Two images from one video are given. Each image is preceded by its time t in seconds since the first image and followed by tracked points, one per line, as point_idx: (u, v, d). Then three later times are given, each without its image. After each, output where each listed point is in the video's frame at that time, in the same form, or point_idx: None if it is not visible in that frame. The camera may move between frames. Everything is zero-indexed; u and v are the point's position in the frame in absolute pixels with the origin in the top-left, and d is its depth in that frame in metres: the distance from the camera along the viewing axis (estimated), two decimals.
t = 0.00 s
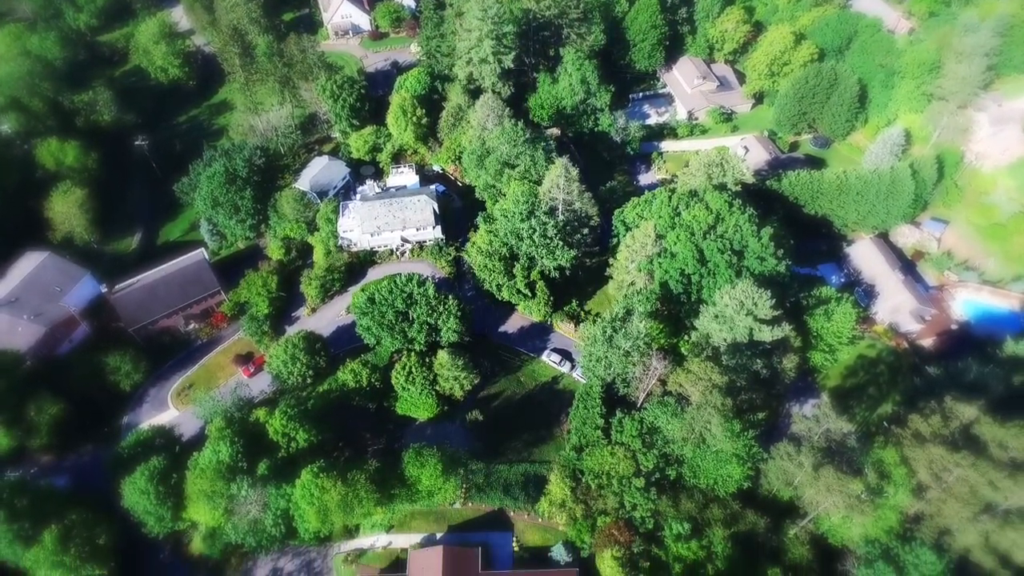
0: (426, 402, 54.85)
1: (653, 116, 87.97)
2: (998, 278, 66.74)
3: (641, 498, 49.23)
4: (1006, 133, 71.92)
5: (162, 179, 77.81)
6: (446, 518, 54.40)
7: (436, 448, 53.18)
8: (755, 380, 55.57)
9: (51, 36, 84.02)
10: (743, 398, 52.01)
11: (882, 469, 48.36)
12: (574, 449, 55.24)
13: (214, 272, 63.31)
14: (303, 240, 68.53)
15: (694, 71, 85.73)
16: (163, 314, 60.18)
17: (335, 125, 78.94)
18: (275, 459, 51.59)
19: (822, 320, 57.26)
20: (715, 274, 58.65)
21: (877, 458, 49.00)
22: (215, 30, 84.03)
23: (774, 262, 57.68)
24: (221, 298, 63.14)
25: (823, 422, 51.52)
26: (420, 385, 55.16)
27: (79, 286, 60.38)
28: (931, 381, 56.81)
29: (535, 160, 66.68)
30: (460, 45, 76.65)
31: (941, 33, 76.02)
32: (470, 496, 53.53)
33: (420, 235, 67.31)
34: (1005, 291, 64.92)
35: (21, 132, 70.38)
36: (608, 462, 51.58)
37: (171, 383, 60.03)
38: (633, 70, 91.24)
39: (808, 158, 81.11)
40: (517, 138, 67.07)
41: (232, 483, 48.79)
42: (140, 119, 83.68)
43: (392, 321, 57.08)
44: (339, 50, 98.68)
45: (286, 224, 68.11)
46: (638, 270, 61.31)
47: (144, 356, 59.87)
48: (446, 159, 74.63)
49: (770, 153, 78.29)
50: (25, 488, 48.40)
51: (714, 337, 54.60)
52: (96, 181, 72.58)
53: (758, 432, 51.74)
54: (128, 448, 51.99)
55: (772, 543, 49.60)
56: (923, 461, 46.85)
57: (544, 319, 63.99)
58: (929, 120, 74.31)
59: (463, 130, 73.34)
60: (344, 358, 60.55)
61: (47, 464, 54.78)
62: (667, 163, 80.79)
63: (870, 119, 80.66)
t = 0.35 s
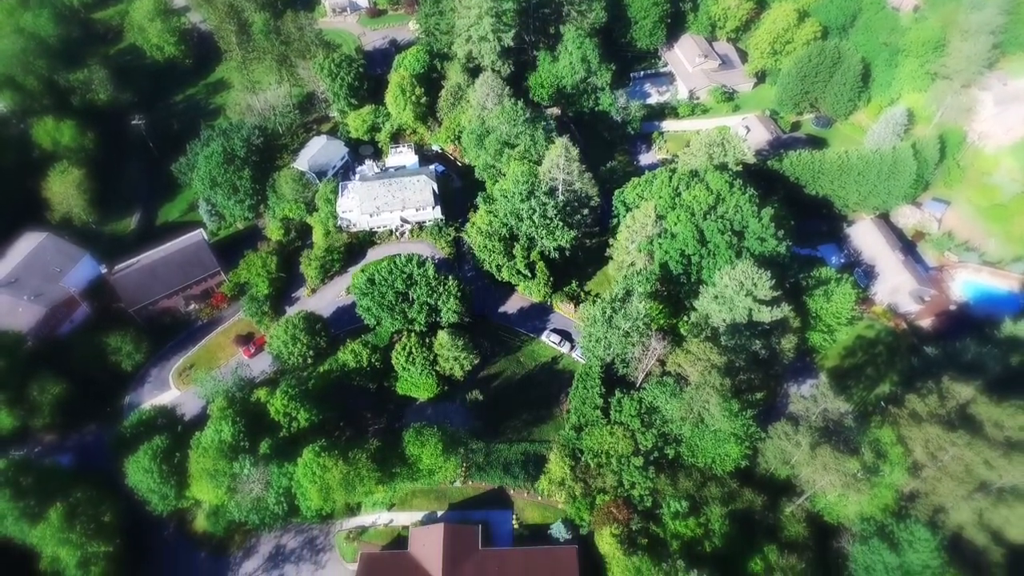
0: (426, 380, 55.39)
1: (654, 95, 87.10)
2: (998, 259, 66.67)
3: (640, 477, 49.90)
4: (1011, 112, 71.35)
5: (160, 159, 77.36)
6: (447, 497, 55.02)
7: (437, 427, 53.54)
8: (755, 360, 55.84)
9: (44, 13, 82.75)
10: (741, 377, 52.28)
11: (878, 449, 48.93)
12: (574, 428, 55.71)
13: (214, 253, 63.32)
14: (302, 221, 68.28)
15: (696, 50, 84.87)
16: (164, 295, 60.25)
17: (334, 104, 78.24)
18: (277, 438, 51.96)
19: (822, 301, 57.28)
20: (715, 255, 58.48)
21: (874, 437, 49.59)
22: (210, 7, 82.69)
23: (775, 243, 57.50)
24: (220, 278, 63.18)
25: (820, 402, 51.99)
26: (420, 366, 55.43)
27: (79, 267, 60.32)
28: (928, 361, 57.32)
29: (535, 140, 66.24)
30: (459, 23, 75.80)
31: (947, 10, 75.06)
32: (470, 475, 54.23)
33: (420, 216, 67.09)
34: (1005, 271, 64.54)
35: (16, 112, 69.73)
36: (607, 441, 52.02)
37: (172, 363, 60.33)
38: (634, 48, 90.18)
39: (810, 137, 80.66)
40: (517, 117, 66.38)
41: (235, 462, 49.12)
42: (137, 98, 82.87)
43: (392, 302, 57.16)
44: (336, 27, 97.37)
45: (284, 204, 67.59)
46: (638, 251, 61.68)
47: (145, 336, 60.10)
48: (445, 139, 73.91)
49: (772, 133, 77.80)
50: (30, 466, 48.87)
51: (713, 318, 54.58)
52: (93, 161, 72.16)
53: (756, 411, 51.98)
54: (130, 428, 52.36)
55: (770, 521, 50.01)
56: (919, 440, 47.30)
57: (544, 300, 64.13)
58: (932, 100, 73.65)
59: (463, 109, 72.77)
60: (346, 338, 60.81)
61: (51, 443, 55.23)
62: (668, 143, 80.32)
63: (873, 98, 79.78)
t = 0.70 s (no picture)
0: (425, 363, 55.39)
1: (655, 76, 86.37)
2: (998, 242, 66.51)
3: (639, 458, 50.43)
4: (1015, 93, 70.71)
5: (158, 141, 76.89)
6: (448, 478, 55.50)
7: (437, 409, 53.81)
8: (754, 343, 55.99)
9: None
10: (740, 360, 52.53)
11: (876, 430, 49.40)
12: (573, 410, 55.99)
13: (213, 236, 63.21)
14: (301, 203, 68.01)
15: (698, 30, 83.89)
16: (165, 277, 60.26)
17: (333, 86, 77.61)
18: (278, 420, 52.18)
19: (822, 284, 57.30)
20: (715, 237, 58.35)
21: (871, 419, 50.06)
22: None
23: (775, 226, 57.38)
24: (220, 261, 63.15)
25: (819, 384, 52.04)
26: (421, 348, 55.62)
27: (79, 250, 60.23)
28: (927, 344, 57.69)
29: (535, 122, 65.86)
30: (459, 3, 75.05)
31: None
32: (470, 456, 54.69)
33: (420, 198, 66.88)
34: (1005, 254, 63.74)
35: (11, 93, 69.10)
36: (606, 423, 52.30)
37: (173, 346, 60.47)
38: (636, 28, 89.22)
39: (813, 120, 80.01)
40: (517, 99, 65.67)
41: (237, 443, 49.48)
42: (133, 78, 82.10)
43: (392, 285, 57.26)
44: (334, 6, 96.14)
45: (283, 186, 67.14)
46: (638, 234, 61.71)
47: (145, 319, 60.23)
48: (444, 121, 73.46)
49: (774, 114, 77.29)
50: (33, 447, 49.21)
51: (713, 301, 54.73)
52: (90, 143, 71.72)
53: (755, 393, 52.28)
54: (133, 410, 52.63)
55: (767, 502, 50.48)
56: (916, 422, 47.85)
57: (544, 282, 64.21)
58: (934, 81, 72.97)
59: (462, 91, 72.01)
60: (346, 321, 60.76)
61: (54, 425, 55.53)
62: (669, 125, 79.81)
63: (876, 79, 79.38)
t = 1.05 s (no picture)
0: (426, 346, 55.64)
1: (656, 57, 85.51)
2: (999, 225, 66.55)
3: (638, 440, 51.02)
4: (1019, 75, 70.60)
5: (155, 123, 76.38)
6: (448, 459, 55.92)
7: (437, 392, 53.99)
8: (754, 326, 56.10)
9: None
10: (738, 343, 52.83)
11: (874, 412, 49.55)
12: (572, 393, 56.16)
13: (213, 219, 63.11)
14: (300, 186, 67.71)
15: (700, 10, 83.18)
16: (164, 260, 60.22)
17: (331, 67, 76.88)
18: (279, 403, 52.56)
19: (822, 267, 57.41)
20: (715, 220, 58.17)
21: (869, 401, 50.07)
22: None
23: (775, 209, 57.40)
24: (220, 244, 63.09)
25: (817, 366, 51.72)
26: (421, 331, 55.81)
27: (78, 232, 60.02)
28: (926, 327, 57.96)
29: (535, 103, 65.35)
30: None
31: None
32: (470, 438, 55.11)
33: (419, 180, 66.62)
34: (1006, 237, 64.07)
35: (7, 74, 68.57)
36: (605, 405, 52.53)
37: (174, 329, 60.65)
38: (637, 8, 88.13)
39: (815, 102, 79.55)
40: (517, 80, 65.38)
41: (238, 426, 49.82)
42: (129, 59, 81.29)
43: (391, 268, 57.04)
44: None
45: (281, 169, 66.78)
46: (639, 216, 61.22)
47: (145, 302, 60.31)
48: (443, 103, 72.64)
49: (775, 96, 76.82)
50: (36, 429, 49.56)
51: (712, 284, 54.51)
52: (87, 125, 71.28)
53: (753, 376, 52.68)
54: (135, 391, 52.95)
55: (764, 483, 50.63)
56: (914, 404, 48.06)
57: (543, 265, 64.17)
58: (939, 62, 72.12)
59: (462, 72, 71.31)
60: (345, 304, 60.78)
61: (56, 407, 55.86)
62: (670, 107, 79.24)
63: (879, 60, 78.34)
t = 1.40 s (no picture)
0: (426, 327, 55.76)
1: (658, 36, 84.48)
2: (1000, 207, 66.19)
3: (637, 421, 51.32)
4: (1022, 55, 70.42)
5: (152, 104, 75.69)
6: (448, 440, 56.34)
7: (437, 373, 54.26)
8: (753, 308, 56.26)
9: None
10: (738, 325, 52.99)
11: (871, 394, 49.62)
12: (572, 373, 56.59)
13: (211, 200, 62.81)
14: (299, 167, 67.33)
15: None
16: (163, 242, 60.05)
17: (328, 46, 75.99)
18: (280, 383, 52.86)
19: (822, 249, 57.41)
20: (716, 202, 58.46)
21: (868, 382, 50.03)
22: None
23: (777, 190, 57.21)
24: (219, 226, 62.85)
25: (815, 348, 52.06)
26: (421, 313, 55.94)
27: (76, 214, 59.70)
28: (925, 308, 58.16)
29: (535, 83, 64.92)
30: None
31: None
32: (470, 419, 55.48)
33: (418, 161, 66.26)
34: (1007, 219, 63.52)
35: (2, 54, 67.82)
36: (605, 385, 52.98)
37: (175, 310, 60.71)
38: None
39: (817, 82, 78.70)
40: (517, 59, 64.73)
41: (240, 407, 50.14)
42: (124, 38, 80.27)
43: (392, 250, 57.20)
44: None
45: (280, 150, 66.58)
46: (639, 198, 61.08)
47: (145, 284, 60.30)
48: (442, 83, 71.89)
49: (778, 76, 76.02)
50: (39, 410, 49.84)
51: (712, 265, 54.51)
52: (83, 106, 70.67)
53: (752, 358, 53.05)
54: (137, 372, 53.21)
55: (762, 463, 51.12)
56: (912, 385, 48.27)
57: (544, 247, 64.05)
58: (943, 41, 71.40)
59: (461, 51, 70.68)
60: (345, 286, 60.94)
61: (59, 388, 56.14)
62: (671, 87, 78.50)
63: (883, 40, 77.59)
